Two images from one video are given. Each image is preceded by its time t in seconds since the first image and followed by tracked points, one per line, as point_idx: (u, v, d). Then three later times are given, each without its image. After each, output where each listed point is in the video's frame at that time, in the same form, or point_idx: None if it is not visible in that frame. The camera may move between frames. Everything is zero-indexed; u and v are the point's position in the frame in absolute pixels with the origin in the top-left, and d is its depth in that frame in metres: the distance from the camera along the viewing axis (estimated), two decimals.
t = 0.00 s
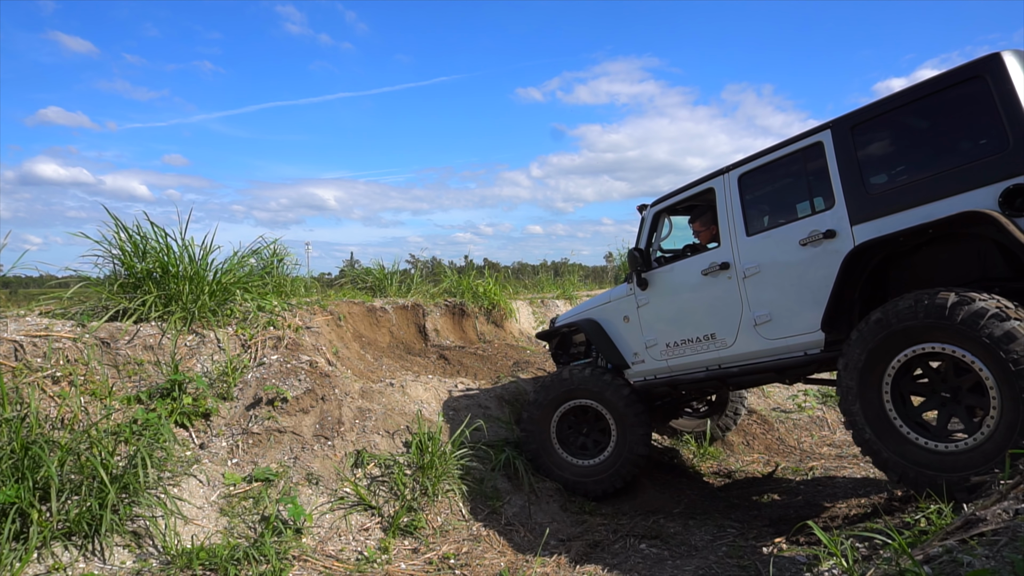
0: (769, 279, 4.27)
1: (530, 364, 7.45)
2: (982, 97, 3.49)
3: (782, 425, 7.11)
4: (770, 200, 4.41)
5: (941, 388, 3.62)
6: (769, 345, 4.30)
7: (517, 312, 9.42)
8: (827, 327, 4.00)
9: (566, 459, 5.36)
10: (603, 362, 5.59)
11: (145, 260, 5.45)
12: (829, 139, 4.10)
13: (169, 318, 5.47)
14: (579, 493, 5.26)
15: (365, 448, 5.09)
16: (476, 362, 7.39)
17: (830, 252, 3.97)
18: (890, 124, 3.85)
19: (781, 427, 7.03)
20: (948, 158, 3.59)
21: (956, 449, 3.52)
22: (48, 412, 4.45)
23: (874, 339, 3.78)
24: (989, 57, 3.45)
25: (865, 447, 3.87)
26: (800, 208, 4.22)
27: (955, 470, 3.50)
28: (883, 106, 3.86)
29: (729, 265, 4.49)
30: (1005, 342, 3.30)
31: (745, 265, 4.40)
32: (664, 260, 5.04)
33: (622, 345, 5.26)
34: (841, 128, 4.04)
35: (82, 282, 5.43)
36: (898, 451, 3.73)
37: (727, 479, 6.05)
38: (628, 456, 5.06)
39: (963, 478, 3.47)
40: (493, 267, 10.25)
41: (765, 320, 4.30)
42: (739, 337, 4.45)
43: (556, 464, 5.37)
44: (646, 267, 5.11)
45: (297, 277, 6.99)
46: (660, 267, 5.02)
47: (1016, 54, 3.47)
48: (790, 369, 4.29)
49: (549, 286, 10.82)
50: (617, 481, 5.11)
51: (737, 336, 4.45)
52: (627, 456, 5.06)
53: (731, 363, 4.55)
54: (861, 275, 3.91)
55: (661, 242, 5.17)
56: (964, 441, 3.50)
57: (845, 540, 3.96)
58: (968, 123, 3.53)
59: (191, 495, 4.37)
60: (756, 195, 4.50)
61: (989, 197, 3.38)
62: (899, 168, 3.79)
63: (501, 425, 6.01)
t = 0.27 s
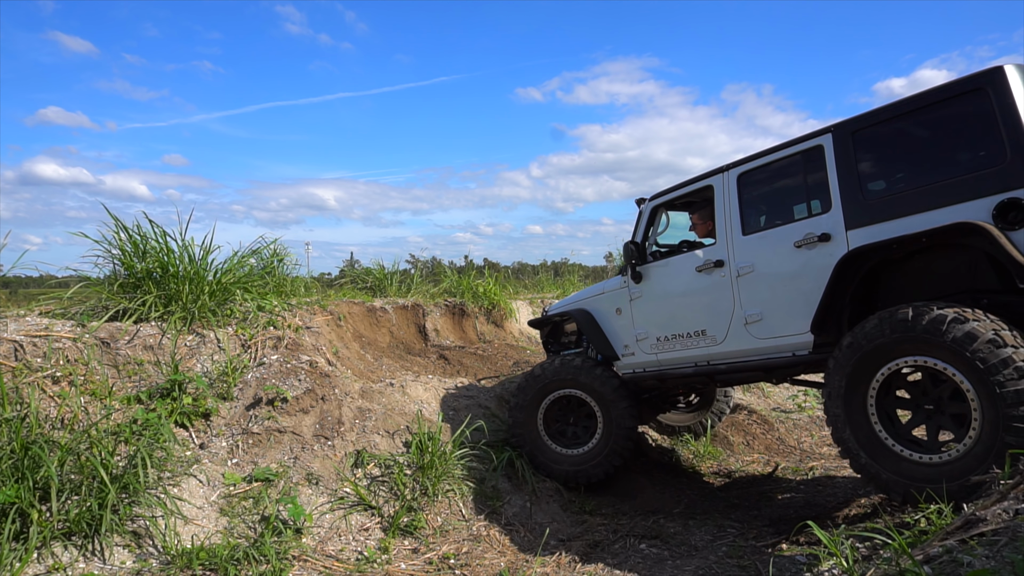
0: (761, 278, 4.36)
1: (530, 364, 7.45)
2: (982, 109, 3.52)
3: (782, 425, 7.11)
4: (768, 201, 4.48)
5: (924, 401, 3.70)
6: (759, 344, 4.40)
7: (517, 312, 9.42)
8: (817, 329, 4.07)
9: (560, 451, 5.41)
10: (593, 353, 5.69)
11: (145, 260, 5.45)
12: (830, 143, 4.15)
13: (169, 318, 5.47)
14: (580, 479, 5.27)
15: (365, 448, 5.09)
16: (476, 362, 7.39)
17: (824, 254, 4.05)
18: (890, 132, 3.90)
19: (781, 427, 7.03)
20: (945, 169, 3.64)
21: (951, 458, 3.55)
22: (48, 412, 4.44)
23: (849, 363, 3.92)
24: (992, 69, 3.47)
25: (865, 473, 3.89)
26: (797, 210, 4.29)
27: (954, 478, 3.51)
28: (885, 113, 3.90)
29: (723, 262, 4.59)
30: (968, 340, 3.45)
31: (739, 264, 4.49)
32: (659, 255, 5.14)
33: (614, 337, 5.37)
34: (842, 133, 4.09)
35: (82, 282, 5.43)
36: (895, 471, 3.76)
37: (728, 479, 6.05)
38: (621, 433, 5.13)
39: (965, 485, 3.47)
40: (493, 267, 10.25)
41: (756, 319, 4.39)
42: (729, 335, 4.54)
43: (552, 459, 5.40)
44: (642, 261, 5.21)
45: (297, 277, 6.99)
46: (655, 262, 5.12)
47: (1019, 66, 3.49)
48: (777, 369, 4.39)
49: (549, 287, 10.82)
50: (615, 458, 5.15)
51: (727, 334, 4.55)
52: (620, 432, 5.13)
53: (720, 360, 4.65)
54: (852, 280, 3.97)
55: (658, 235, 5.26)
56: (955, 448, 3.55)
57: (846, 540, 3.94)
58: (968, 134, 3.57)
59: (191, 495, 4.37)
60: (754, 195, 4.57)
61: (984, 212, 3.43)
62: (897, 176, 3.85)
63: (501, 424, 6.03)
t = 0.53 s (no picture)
0: (748, 286, 4.60)
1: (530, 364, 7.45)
2: (976, 138, 3.73)
3: (783, 425, 7.11)
4: (762, 207, 4.70)
5: (897, 419, 3.87)
6: (740, 349, 4.66)
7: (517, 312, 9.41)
8: (798, 339, 4.32)
9: (552, 442, 5.54)
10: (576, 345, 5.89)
11: (145, 260, 5.46)
12: (825, 156, 4.36)
13: (169, 318, 5.47)
14: (579, 458, 5.40)
15: (365, 448, 5.09)
16: (476, 362, 7.39)
17: (811, 267, 4.27)
18: (885, 151, 4.11)
19: (782, 427, 7.04)
20: (937, 192, 3.87)
21: (937, 466, 3.64)
22: (48, 412, 4.44)
23: (816, 405, 4.14)
24: (989, 99, 3.67)
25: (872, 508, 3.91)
26: (787, 219, 4.53)
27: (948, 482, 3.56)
28: (882, 132, 4.10)
29: (712, 267, 4.82)
30: (907, 347, 3.74)
31: (727, 270, 4.72)
32: (649, 252, 5.34)
33: (599, 330, 5.56)
34: (838, 148, 4.29)
35: (82, 282, 5.43)
36: (896, 496, 3.80)
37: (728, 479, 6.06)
38: (604, 405, 5.32)
39: (960, 488, 3.51)
40: (493, 267, 10.25)
41: (740, 325, 4.64)
42: (713, 338, 4.80)
43: (547, 453, 5.51)
44: (632, 257, 5.40)
45: (296, 277, 7.00)
46: (645, 258, 5.31)
47: (1015, 97, 3.69)
48: (755, 374, 4.66)
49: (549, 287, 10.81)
50: (607, 428, 5.31)
51: (711, 337, 4.80)
52: (603, 401, 5.33)
53: (702, 361, 4.92)
54: (839, 293, 4.19)
55: (649, 233, 5.45)
56: (936, 455, 3.66)
57: (846, 540, 3.92)
58: (961, 159, 3.79)
59: (191, 495, 4.37)
60: (747, 201, 4.79)
61: (970, 238, 3.66)
62: (889, 194, 4.08)
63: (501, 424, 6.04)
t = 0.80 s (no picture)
0: (732, 296, 4.69)
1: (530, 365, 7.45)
2: (963, 167, 3.84)
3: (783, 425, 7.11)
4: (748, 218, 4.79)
5: (867, 438, 3.94)
6: (721, 358, 4.77)
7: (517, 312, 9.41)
8: (778, 353, 4.42)
9: (544, 431, 5.60)
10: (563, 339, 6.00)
11: (145, 260, 5.46)
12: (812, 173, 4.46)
13: (169, 318, 5.47)
14: (574, 433, 5.46)
15: (365, 448, 5.09)
16: (476, 362, 7.39)
17: (793, 284, 4.37)
18: (872, 172, 4.22)
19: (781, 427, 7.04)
20: (920, 217, 3.99)
21: (913, 469, 3.69)
22: (48, 412, 4.44)
23: (791, 445, 4.19)
24: (976, 130, 3.77)
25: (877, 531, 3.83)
26: (773, 228, 4.62)
27: (931, 481, 3.59)
28: (870, 153, 4.19)
29: (697, 274, 4.90)
30: (847, 364, 3.94)
31: (712, 279, 4.80)
32: (637, 253, 5.41)
33: (585, 327, 5.65)
34: (826, 165, 4.39)
35: (82, 282, 5.43)
36: (895, 510, 3.76)
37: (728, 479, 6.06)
38: (581, 381, 5.45)
39: (941, 483, 3.55)
40: (494, 267, 10.25)
41: (722, 334, 4.74)
42: (695, 345, 4.90)
43: (544, 442, 5.55)
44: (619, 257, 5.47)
45: (296, 277, 7.00)
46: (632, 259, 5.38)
47: (1001, 128, 3.79)
48: (735, 384, 4.76)
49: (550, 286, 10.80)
50: (593, 398, 5.41)
51: (693, 344, 4.91)
52: (583, 374, 5.47)
53: (683, 366, 5.03)
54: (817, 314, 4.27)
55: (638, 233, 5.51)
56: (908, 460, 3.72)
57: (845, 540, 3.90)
58: (945, 187, 3.91)
59: (191, 495, 4.37)
60: (733, 210, 4.87)
61: (948, 267, 3.79)
62: (872, 215, 4.19)
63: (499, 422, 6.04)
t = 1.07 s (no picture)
0: (725, 299, 4.71)
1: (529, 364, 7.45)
2: (957, 178, 3.89)
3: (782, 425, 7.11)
4: (741, 220, 4.79)
5: (854, 443, 3.97)
6: (713, 360, 4.80)
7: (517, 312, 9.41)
8: (770, 357, 4.45)
9: (540, 423, 5.64)
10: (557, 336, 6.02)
11: (145, 260, 5.46)
12: (807, 178, 4.47)
13: (169, 318, 5.47)
14: (569, 417, 5.50)
15: (365, 448, 5.08)
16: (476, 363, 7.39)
17: (787, 288, 4.40)
18: (866, 181, 4.25)
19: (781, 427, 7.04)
20: (913, 227, 4.03)
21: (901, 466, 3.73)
22: (48, 412, 4.44)
23: (783, 459, 4.19)
24: (972, 143, 3.82)
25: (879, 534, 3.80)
26: (767, 230, 4.63)
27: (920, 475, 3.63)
28: (866, 162, 4.22)
29: (691, 275, 4.90)
30: (823, 373, 4.02)
31: (706, 281, 4.81)
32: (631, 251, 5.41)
33: (578, 323, 5.65)
34: (821, 172, 4.40)
35: (82, 282, 5.43)
36: (894, 510, 3.74)
37: (728, 479, 6.06)
38: (568, 369, 5.54)
39: (929, 475, 3.60)
40: (494, 267, 10.25)
41: (715, 336, 4.76)
42: (688, 346, 4.92)
43: (544, 435, 5.57)
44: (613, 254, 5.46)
45: (296, 278, 7.01)
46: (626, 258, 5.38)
47: (996, 142, 3.84)
48: (726, 386, 4.79)
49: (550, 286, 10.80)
50: (582, 382, 5.49)
51: (686, 345, 4.92)
52: (567, 360, 5.57)
53: (675, 366, 5.03)
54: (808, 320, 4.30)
55: (632, 231, 5.52)
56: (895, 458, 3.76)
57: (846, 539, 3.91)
58: (939, 198, 3.95)
59: (191, 495, 4.37)
60: (728, 212, 4.87)
61: (940, 279, 3.84)
62: (866, 224, 4.22)
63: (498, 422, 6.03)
